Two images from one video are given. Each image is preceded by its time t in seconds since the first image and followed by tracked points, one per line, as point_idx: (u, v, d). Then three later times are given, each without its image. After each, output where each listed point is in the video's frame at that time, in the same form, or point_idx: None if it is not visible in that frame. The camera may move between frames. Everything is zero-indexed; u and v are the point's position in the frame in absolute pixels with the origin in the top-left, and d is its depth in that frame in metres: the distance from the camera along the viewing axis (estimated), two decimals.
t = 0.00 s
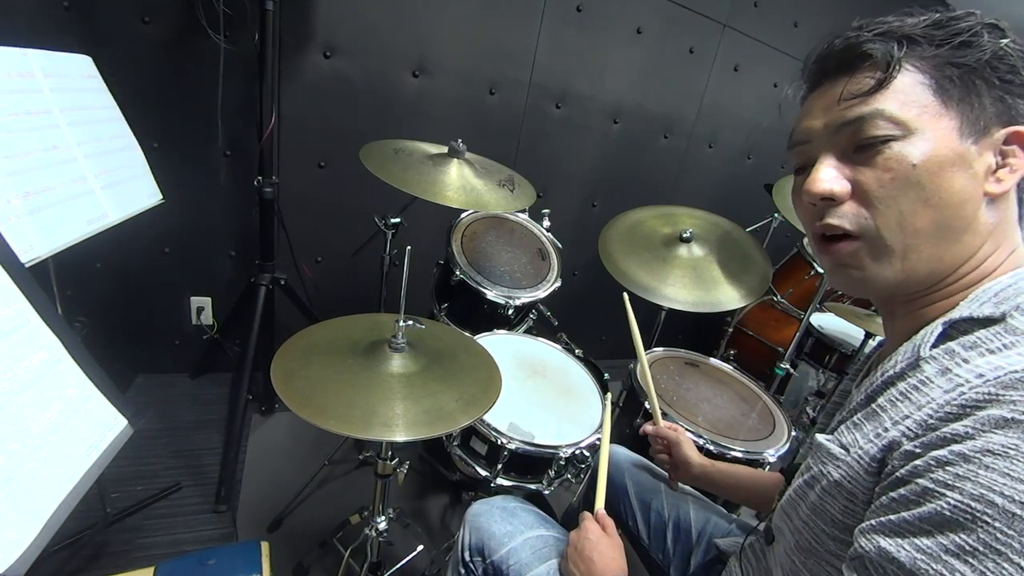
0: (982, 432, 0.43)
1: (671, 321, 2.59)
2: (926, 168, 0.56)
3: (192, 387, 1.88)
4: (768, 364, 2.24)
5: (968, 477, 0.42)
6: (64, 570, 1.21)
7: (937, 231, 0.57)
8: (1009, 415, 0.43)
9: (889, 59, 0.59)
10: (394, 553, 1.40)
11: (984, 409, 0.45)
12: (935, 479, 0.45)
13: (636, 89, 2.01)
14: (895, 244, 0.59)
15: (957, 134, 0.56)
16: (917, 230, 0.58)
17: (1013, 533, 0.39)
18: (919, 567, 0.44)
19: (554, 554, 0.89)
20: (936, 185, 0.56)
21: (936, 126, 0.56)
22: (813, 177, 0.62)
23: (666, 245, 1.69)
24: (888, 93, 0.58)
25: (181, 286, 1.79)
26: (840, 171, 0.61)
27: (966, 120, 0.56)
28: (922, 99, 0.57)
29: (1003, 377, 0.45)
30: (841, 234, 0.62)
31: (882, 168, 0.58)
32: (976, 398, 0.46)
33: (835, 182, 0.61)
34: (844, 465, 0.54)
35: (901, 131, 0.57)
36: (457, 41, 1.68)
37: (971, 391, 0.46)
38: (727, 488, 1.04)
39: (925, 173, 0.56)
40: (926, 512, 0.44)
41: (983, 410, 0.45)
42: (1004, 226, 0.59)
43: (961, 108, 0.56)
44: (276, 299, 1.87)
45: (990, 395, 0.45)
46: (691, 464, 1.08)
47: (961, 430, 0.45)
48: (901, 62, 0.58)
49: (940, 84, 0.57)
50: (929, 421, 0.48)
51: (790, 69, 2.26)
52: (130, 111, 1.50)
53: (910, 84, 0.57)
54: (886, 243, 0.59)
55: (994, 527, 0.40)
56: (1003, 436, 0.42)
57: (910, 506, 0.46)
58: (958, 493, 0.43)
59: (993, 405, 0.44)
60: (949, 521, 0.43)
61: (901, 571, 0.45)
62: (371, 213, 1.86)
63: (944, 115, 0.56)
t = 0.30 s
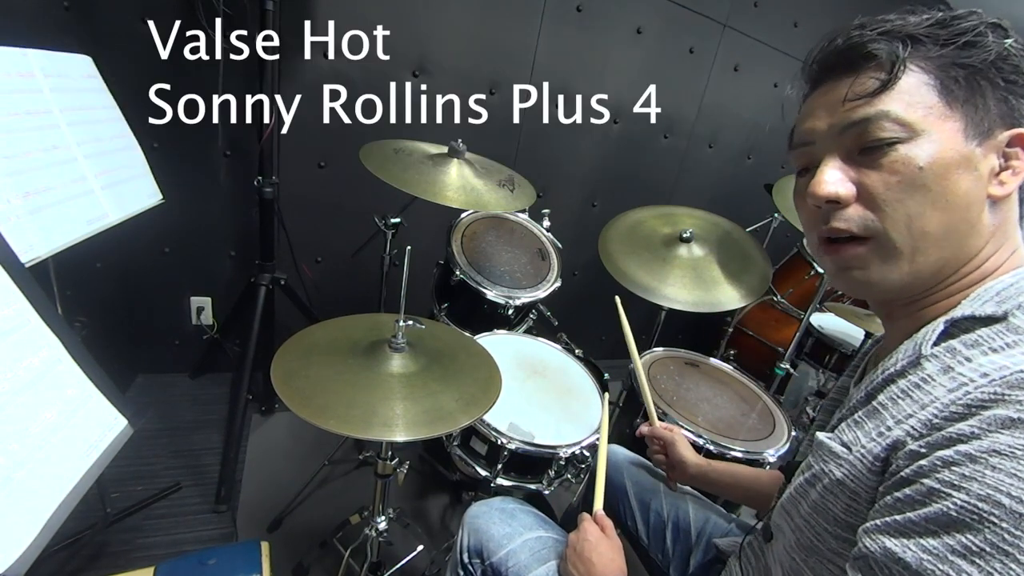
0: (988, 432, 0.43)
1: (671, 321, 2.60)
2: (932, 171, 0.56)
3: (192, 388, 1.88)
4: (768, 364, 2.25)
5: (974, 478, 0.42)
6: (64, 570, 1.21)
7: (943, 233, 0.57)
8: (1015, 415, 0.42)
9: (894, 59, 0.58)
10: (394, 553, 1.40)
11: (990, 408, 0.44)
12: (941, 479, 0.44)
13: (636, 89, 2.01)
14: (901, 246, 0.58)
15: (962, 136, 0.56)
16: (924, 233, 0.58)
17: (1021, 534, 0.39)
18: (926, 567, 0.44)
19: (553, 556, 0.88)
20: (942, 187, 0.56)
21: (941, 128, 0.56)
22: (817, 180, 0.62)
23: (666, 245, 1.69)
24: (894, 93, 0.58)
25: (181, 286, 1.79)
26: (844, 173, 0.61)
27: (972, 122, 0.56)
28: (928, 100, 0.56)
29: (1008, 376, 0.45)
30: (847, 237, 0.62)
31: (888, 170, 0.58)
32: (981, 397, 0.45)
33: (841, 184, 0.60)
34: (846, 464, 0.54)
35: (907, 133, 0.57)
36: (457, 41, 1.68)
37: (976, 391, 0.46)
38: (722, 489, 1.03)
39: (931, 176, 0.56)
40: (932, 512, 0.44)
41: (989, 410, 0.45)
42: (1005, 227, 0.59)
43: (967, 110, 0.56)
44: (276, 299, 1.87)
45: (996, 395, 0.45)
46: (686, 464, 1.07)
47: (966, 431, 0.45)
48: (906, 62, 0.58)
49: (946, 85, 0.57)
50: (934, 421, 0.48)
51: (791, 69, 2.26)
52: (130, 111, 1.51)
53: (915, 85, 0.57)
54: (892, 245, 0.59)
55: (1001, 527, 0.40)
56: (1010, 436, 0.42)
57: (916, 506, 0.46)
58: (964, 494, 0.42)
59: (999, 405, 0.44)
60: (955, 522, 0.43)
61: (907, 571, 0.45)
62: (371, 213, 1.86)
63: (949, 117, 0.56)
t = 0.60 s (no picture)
0: (992, 431, 0.43)
1: (671, 321, 2.60)
2: (947, 169, 0.56)
3: (192, 388, 1.88)
4: (768, 364, 2.25)
5: (978, 477, 0.42)
6: (64, 570, 1.21)
7: (958, 231, 0.57)
8: (1020, 414, 0.42)
9: (916, 53, 0.58)
10: (393, 553, 1.40)
11: (994, 407, 0.44)
12: (944, 477, 0.44)
13: (635, 89, 2.01)
14: (915, 244, 0.59)
15: (979, 137, 0.56)
16: (939, 232, 0.57)
17: None
18: (927, 566, 0.44)
19: (553, 556, 0.88)
20: (959, 187, 0.56)
21: (957, 126, 0.56)
22: (830, 176, 0.62)
23: (666, 245, 1.69)
24: (912, 89, 0.57)
25: (181, 286, 1.79)
26: (858, 169, 0.61)
27: (988, 123, 0.56)
28: (947, 98, 0.56)
29: (1012, 374, 0.45)
30: (858, 234, 0.62)
31: (903, 167, 0.58)
32: (986, 396, 0.45)
33: (852, 180, 0.61)
34: (848, 462, 0.54)
35: (924, 130, 0.56)
36: (457, 41, 1.68)
37: (982, 389, 0.46)
38: (724, 488, 1.03)
39: (947, 175, 0.56)
40: (935, 511, 0.44)
41: (993, 409, 0.44)
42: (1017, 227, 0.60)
43: (983, 111, 0.56)
44: (276, 299, 1.87)
45: (1001, 393, 0.44)
46: (686, 464, 1.07)
47: (970, 429, 0.44)
48: (927, 57, 0.57)
49: (966, 82, 0.56)
50: (937, 419, 0.48)
51: (791, 69, 2.26)
52: (130, 111, 1.51)
53: (935, 81, 0.57)
54: (906, 242, 0.59)
55: (1003, 526, 0.40)
56: (1014, 434, 0.42)
57: (919, 504, 0.46)
58: (967, 492, 0.42)
59: (1003, 403, 0.44)
60: (958, 520, 0.42)
61: (909, 569, 0.45)
62: (371, 213, 1.86)
63: (967, 117, 0.56)
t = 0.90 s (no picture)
0: (994, 435, 0.43)
1: (671, 321, 2.60)
2: (943, 173, 0.56)
3: (192, 388, 1.88)
4: (768, 364, 2.25)
5: (980, 481, 0.42)
6: (64, 570, 1.21)
7: (955, 236, 0.57)
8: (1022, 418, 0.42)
9: (908, 59, 0.58)
10: (394, 553, 1.40)
11: (996, 411, 0.44)
12: (946, 481, 0.44)
13: (635, 89, 2.01)
14: (911, 250, 0.59)
15: (976, 139, 0.55)
16: (936, 237, 0.58)
17: None
18: (929, 570, 0.44)
19: (554, 555, 0.88)
20: (957, 191, 0.56)
21: (952, 130, 0.56)
22: (827, 182, 0.63)
23: (666, 245, 1.69)
24: (905, 95, 0.57)
25: (181, 286, 1.79)
26: (855, 175, 0.61)
27: (985, 124, 0.56)
28: (942, 103, 0.56)
29: (1014, 379, 0.45)
30: (856, 238, 0.62)
31: (899, 172, 0.58)
32: (988, 400, 0.45)
33: (850, 185, 0.61)
34: (850, 465, 0.54)
35: (918, 135, 0.56)
36: (457, 41, 1.68)
37: (983, 393, 0.46)
38: (725, 490, 1.03)
39: (943, 179, 0.56)
40: (937, 514, 0.44)
41: (995, 413, 0.44)
42: (1017, 229, 0.60)
43: (980, 113, 0.56)
44: (276, 299, 1.87)
45: (1003, 397, 0.44)
46: (687, 466, 1.07)
47: (972, 433, 0.45)
48: (920, 62, 0.57)
49: (960, 86, 0.56)
50: (939, 423, 0.48)
51: (791, 69, 2.26)
52: (130, 111, 1.51)
53: (929, 86, 0.57)
54: (903, 247, 0.59)
55: (1005, 531, 0.40)
56: (1016, 439, 0.42)
57: (920, 508, 0.46)
58: (969, 496, 0.42)
59: (1005, 407, 0.44)
60: (959, 525, 0.43)
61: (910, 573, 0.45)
62: (372, 213, 1.86)
63: (963, 120, 0.56)
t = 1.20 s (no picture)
0: (998, 441, 0.43)
1: (671, 321, 2.60)
2: (943, 177, 0.55)
3: (192, 388, 1.88)
4: (768, 364, 2.25)
5: (982, 488, 0.42)
6: (64, 570, 1.21)
7: (954, 239, 0.57)
8: None
9: (910, 61, 0.58)
10: (394, 553, 1.40)
11: (1000, 417, 0.44)
12: (948, 488, 0.44)
13: (636, 89, 2.01)
14: (910, 252, 0.59)
15: (977, 142, 0.55)
16: (935, 241, 0.58)
17: None
18: None
19: (554, 555, 0.88)
20: (957, 195, 0.56)
21: (953, 133, 0.55)
22: (825, 188, 0.63)
23: (666, 245, 1.69)
24: (906, 97, 0.57)
25: (181, 286, 1.79)
26: (854, 179, 0.62)
27: (988, 125, 0.55)
28: (943, 105, 0.56)
29: (1017, 385, 0.45)
30: (855, 240, 0.62)
31: (898, 175, 0.58)
32: (992, 406, 0.45)
33: (849, 187, 0.61)
34: (852, 470, 0.54)
35: (918, 138, 0.56)
36: (457, 41, 1.68)
37: (987, 399, 0.46)
38: (724, 489, 1.04)
39: (943, 184, 0.56)
40: (939, 521, 0.44)
41: (998, 419, 0.44)
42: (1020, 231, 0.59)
43: (983, 114, 0.55)
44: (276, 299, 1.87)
45: (1007, 403, 0.44)
46: (686, 466, 1.07)
47: (975, 439, 0.44)
48: (922, 64, 0.57)
49: (961, 87, 0.56)
50: (942, 429, 0.48)
51: (790, 69, 2.27)
52: (130, 111, 1.51)
53: (931, 88, 0.56)
54: (901, 250, 0.59)
55: (1008, 538, 0.40)
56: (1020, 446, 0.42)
57: (923, 514, 0.46)
58: (971, 503, 0.42)
59: (1009, 413, 0.44)
60: (961, 531, 0.42)
61: None
62: (372, 213, 1.86)
63: (964, 123, 0.55)
